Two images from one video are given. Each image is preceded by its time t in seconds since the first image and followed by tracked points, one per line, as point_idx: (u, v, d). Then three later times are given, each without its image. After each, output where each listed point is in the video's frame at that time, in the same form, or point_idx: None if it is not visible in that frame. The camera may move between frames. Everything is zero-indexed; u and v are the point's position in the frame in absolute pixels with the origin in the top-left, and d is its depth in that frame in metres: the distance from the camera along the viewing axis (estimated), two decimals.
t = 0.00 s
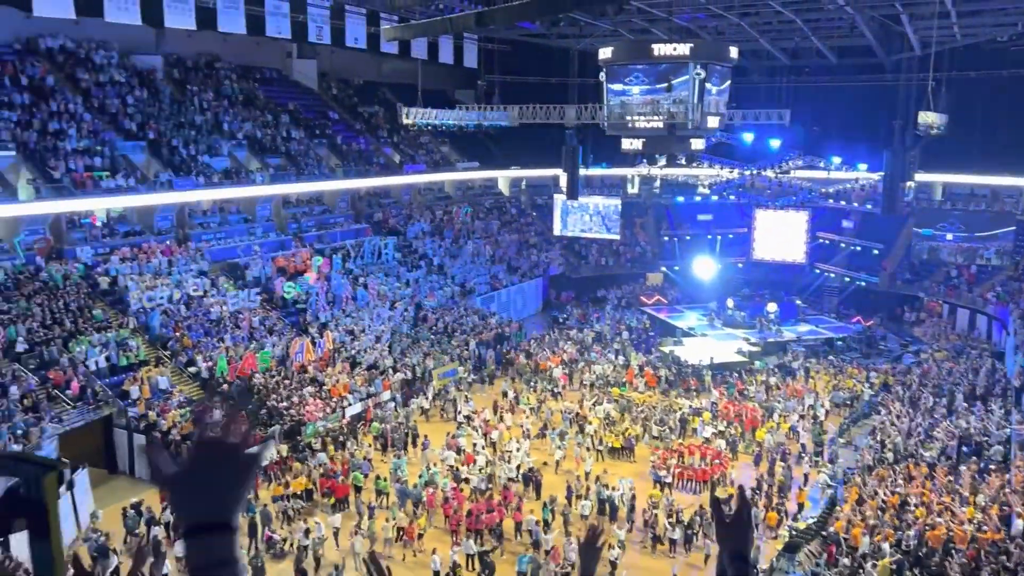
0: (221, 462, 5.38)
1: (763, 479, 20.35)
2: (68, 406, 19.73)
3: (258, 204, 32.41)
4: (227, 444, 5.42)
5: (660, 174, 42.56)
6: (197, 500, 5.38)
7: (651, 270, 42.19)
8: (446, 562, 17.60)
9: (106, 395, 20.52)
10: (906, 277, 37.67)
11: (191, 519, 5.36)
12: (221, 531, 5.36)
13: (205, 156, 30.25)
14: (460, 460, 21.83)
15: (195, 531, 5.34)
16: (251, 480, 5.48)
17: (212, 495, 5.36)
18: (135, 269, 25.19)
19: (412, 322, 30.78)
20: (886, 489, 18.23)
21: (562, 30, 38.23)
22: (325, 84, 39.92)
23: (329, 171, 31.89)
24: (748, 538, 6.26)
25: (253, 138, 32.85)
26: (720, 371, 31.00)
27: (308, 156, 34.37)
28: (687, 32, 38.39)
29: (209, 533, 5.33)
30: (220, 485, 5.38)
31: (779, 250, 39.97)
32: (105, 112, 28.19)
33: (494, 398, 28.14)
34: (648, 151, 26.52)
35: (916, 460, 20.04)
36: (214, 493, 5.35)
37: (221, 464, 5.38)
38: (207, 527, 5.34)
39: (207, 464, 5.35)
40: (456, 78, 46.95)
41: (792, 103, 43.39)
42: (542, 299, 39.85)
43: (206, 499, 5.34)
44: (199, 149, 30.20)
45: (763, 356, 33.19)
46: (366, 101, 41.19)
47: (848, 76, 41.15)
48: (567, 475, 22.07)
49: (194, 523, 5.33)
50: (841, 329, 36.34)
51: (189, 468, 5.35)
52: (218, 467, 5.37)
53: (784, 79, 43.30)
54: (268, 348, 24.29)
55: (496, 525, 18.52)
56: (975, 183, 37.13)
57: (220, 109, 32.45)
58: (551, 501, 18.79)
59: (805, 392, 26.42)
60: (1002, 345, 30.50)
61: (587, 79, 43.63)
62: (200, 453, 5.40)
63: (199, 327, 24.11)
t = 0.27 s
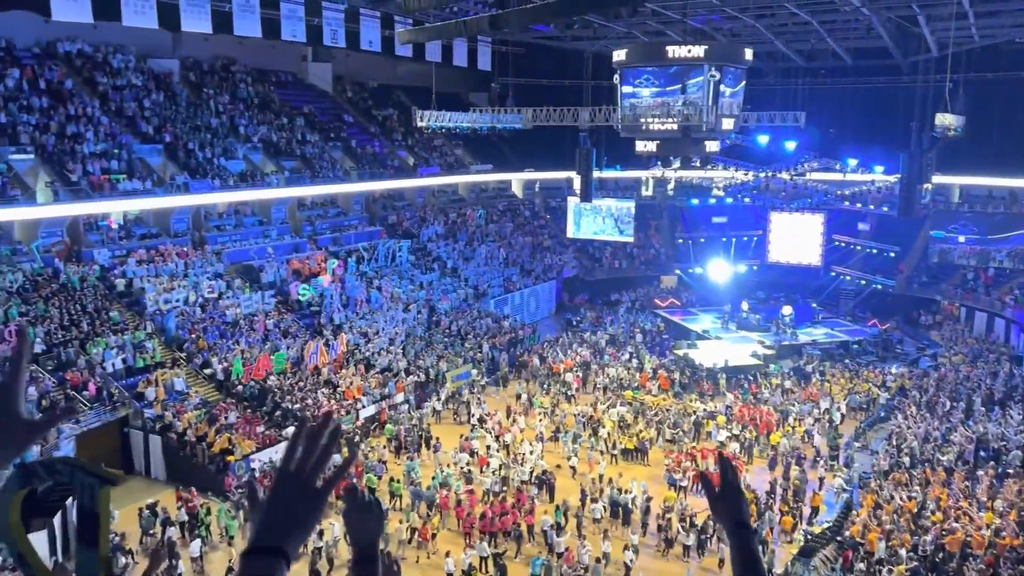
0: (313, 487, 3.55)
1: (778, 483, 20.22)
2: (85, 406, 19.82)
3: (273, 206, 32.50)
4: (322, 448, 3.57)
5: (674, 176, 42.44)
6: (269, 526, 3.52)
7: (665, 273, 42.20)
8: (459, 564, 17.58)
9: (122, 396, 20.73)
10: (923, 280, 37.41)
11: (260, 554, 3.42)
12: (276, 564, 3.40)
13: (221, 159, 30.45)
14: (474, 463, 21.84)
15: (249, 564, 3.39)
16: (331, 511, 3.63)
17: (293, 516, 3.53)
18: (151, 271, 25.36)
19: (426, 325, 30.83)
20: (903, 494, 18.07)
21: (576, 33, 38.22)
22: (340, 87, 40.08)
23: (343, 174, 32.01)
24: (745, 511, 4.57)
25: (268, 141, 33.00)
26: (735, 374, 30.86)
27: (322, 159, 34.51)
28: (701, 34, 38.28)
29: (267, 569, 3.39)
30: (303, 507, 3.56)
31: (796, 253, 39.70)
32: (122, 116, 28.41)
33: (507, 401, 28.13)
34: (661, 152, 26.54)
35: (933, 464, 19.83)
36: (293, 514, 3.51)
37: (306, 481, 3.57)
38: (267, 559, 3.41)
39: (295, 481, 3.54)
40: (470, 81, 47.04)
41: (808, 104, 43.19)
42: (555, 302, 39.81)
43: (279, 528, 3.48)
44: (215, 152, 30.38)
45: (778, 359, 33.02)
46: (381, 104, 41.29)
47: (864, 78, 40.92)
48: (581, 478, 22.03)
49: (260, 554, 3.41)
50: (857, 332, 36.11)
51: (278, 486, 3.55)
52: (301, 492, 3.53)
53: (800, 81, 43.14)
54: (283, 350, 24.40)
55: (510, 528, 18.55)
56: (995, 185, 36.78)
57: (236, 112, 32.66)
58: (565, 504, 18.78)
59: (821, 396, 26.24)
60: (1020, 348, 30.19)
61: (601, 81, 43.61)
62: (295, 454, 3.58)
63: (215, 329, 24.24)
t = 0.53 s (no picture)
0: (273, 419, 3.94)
1: (787, 484, 20.18)
2: (95, 407, 19.88)
3: (282, 207, 32.57)
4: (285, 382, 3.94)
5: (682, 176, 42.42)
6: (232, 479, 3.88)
7: (674, 274, 42.22)
8: (468, 565, 17.58)
9: (131, 397, 20.77)
10: (933, 281, 37.28)
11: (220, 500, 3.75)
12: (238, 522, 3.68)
13: (230, 160, 30.58)
14: (482, 463, 21.89)
15: (214, 512, 3.72)
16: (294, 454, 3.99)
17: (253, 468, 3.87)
18: (161, 272, 25.47)
19: (434, 325, 30.85)
20: (913, 495, 18.01)
21: (585, 33, 38.20)
22: (349, 88, 40.17)
23: (352, 174, 32.08)
24: (739, 510, 5.08)
25: (277, 143, 33.11)
26: (743, 375, 30.79)
27: (331, 160, 34.61)
28: (710, 34, 38.21)
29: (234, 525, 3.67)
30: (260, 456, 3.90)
31: (805, 253, 39.55)
32: (132, 117, 28.56)
33: (515, 402, 28.14)
34: (670, 153, 26.43)
35: (943, 466, 19.72)
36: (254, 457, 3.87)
37: (268, 420, 3.94)
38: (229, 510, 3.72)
39: (257, 411, 3.89)
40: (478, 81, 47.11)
41: (817, 104, 43.08)
42: (563, 303, 39.79)
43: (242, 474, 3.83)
44: (224, 153, 30.50)
45: (787, 360, 32.92)
46: (389, 106, 41.34)
47: (874, 78, 40.79)
48: (589, 479, 22.05)
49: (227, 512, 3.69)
50: (867, 333, 35.99)
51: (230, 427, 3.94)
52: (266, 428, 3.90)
53: (809, 82, 43.03)
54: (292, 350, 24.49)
55: (519, 528, 18.59)
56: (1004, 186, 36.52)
57: (245, 113, 32.78)
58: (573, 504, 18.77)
59: (830, 397, 26.16)
60: None
61: (609, 81, 43.63)
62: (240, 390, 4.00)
63: (224, 329, 24.34)
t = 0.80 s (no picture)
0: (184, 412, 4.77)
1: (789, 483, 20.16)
2: (98, 407, 19.91)
3: (284, 207, 32.59)
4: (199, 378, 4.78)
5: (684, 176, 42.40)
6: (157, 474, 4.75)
7: (676, 273, 42.21)
8: (470, 564, 17.60)
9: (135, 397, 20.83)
10: (936, 280, 37.28)
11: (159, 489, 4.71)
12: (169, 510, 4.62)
13: (233, 160, 30.62)
14: (484, 463, 21.90)
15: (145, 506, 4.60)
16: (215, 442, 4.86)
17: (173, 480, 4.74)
18: (163, 272, 25.48)
19: (436, 325, 30.84)
20: (916, 495, 18.00)
21: (587, 33, 38.21)
22: (351, 88, 40.21)
23: (354, 174, 32.12)
24: (750, 511, 5.01)
25: (279, 143, 33.12)
26: (746, 375, 30.77)
27: (334, 160, 34.64)
28: (712, 34, 38.17)
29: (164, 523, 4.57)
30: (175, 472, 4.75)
31: (809, 253, 39.58)
32: (134, 117, 28.59)
33: (518, 401, 28.15)
34: (673, 153, 26.22)
35: (945, 465, 19.68)
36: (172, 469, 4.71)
37: (186, 417, 4.76)
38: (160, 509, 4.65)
39: (172, 404, 4.73)
40: (480, 81, 47.14)
41: (819, 104, 43.05)
42: (566, 303, 39.77)
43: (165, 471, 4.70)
44: (227, 154, 30.53)
45: (790, 359, 32.88)
46: (392, 106, 41.32)
47: (877, 78, 40.77)
48: (590, 478, 22.09)
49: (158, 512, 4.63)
50: (870, 332, 35.98)
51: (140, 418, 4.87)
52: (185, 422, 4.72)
53: (812, 81, 42.96)
54: (295, 350, 24.49)
55: (521, 528, 18.61)
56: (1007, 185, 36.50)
57: (248, 113, 32.82)
58: (575, 504, 18.79)
59: (833, 397, 26.12)
60: None
61: (611, 81, 43.69)
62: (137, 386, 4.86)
63: (227, 329, 24.36)
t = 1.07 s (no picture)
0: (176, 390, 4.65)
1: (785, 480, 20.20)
2: (94, 406, 19.91)
3: (281, 206, 32.58)
4: (175, 378, 4.63)
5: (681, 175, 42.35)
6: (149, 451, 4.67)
7: (673, 272, 42.24)
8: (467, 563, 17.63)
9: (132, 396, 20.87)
10: (932, 278, 37.56)
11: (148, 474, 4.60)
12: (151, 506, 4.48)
13: (230, 159, 30.62)
14: (481, 462, 21.93)
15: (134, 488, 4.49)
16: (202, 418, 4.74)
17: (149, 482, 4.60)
18: (160, 271, 25.45)
19: (433, 324, 30.84)
20: (912, 493, 18.04)
21: (583, 31, 38.20)
22: (348, 87, 40.17)
23: (351, 173, 32.11)
24: (750, 515, 5.18)
25: (276, 141, 33.11)
26: (743, 373, 30.82)
27: (330, 158, 34.64)
28: (708, 32, 38.19)
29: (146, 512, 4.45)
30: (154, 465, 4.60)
31: (805, 251, 39.66)
32: (130, 116, 28.55)
33: (515, 400, 28.18)
34: (669, 151, 26.35)
35: (942, 463, 19.73)
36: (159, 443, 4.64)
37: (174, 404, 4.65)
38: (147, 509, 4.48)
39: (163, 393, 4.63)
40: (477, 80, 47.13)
41: (815, 103, 43.09)
42: (563, 301, 39.78)
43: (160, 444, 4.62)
44: (223, 153, 30.52)
45: (786, 357, 32.94)
46: (389, 104, 41.29)
47: (872, 76, 40.78)
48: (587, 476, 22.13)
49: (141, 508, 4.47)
50: (866, 330, 36.07)
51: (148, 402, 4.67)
52: (174, 399, 4.64)
53: (808, 79, 43.05)
54: (291, 349, 24.46)
55: (518, 526, 18.63)
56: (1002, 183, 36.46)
57: (244, 112, 32.80)
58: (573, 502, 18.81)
59: (829, 394, 26.19)
60: None
61: (607, 79, 43.71)
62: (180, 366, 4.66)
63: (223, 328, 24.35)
